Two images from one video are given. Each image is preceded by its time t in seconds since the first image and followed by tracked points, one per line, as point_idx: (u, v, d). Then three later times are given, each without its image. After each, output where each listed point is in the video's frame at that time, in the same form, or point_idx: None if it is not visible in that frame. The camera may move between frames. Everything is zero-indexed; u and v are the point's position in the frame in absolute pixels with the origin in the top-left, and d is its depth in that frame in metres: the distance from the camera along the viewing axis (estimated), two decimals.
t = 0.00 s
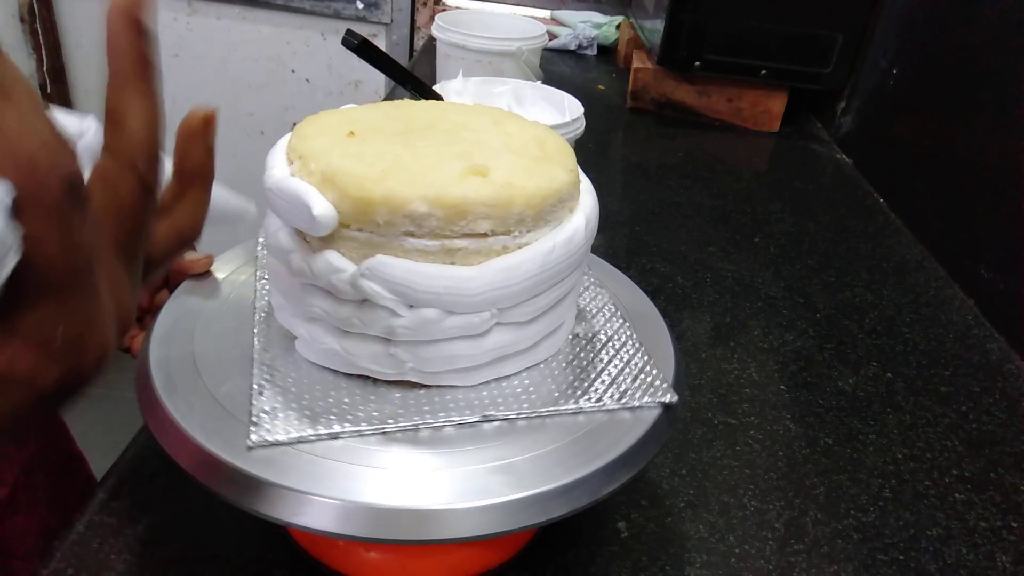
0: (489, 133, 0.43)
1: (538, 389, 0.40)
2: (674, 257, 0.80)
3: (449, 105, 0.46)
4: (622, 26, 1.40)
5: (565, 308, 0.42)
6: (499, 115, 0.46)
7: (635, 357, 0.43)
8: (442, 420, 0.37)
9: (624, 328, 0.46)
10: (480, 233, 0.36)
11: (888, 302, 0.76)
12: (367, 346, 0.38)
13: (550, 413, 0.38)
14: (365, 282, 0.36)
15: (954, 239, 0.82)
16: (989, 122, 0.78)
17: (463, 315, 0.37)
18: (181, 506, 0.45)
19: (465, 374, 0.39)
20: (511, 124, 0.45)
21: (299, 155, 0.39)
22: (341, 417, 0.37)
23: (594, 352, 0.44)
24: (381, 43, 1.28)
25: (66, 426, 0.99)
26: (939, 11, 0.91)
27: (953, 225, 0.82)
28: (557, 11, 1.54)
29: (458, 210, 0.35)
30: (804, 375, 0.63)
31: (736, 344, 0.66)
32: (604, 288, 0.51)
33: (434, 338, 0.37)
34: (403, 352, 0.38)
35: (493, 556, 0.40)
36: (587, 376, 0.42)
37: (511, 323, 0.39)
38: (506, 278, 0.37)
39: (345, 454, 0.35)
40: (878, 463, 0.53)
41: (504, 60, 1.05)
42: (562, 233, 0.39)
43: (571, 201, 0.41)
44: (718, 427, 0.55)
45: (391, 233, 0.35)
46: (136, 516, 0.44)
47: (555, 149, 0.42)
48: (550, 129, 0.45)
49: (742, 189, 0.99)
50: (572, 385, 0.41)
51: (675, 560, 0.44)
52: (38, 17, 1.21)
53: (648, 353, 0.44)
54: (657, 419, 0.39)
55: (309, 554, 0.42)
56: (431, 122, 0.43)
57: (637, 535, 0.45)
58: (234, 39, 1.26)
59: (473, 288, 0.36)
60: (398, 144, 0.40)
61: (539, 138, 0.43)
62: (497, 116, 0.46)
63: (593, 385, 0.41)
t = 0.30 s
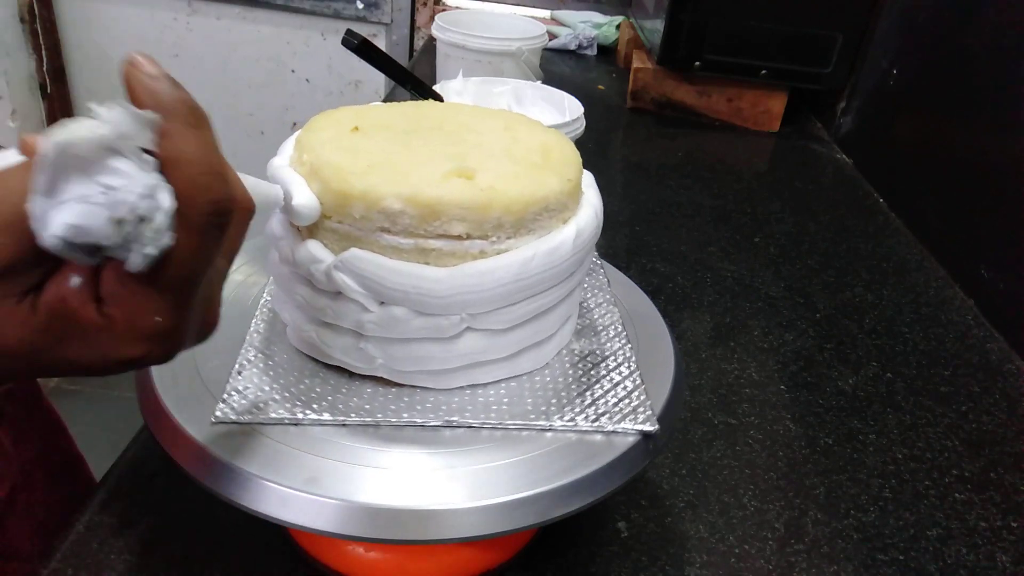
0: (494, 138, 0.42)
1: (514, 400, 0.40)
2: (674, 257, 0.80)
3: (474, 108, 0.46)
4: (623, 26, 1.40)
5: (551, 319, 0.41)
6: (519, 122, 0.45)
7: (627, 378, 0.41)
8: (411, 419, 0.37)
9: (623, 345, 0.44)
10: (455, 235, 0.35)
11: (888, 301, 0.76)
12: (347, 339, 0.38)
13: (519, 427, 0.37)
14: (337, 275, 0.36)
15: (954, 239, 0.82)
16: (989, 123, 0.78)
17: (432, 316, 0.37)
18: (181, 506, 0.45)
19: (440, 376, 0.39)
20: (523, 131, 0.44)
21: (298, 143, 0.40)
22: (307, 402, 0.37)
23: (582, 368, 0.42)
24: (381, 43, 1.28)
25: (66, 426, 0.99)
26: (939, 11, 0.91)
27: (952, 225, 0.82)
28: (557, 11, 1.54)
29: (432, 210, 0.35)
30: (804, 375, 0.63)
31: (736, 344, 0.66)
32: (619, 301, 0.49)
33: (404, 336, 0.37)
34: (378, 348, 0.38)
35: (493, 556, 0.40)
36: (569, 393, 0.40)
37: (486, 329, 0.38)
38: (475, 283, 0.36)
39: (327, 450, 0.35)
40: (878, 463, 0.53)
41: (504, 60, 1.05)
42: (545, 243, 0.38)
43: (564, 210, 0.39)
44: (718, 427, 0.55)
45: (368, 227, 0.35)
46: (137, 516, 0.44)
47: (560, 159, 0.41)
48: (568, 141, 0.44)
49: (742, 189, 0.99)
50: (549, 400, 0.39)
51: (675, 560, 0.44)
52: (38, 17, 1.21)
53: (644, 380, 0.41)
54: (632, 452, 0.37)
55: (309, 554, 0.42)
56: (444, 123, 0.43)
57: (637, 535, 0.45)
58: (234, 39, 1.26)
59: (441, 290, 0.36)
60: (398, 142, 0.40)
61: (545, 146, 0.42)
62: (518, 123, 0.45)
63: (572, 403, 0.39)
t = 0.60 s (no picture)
0: (496, 144, 0.41)
1: (474, 412, 0.38)
2: (674, 256, 0.80)
3: (501, 114, 0.45)
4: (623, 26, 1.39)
5: (522, 332, 0.39)
6: (538, 130, 0.43)
7: (600, 410, 0.38)
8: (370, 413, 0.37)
9: (610, 371, 0.42)
10: (414, 233, 0.35)
11: (890, 301, 0.75)
12: (322, 331, 0.38)
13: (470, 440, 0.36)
14: (308, 263, 0.36)
15: (955, 239, 0.81)
16: (991, 122, 0.77)
17: (389, 315, 0.36)
18: (178, 507, 0.44)
19: (405, 375, 0.39)
20: (532, 141, 0.42)
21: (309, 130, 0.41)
22: (271, 381, 0.38)
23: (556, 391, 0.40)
24: (380, 43, 1.28)
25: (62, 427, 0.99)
26: (941, 10, 0.90)
27: (954, 225, 0.82)
28: (557, 10, 1.54)
29: (395, 207, 0.34)
30: (806, 376, 0.62)
31: (738, 344, 0.66)
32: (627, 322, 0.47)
33: (361, 330, 0.37)
34: (347, 341, 0.38)
35: (493, 558, 0.40)
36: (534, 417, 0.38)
37: (447, 335, 0.37)
38: (428, 286, 0.35)
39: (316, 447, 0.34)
40: (881, 464, 0.53)
41: (504, 59, 1.05)
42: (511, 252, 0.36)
43: (543, 222, 0.37)
44: (719, 427, 0.55)
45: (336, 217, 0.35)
46: (133, 516, 0.43)
47: (556, 172, 0.39)
48: (584, 157, 0.41)
49: (743, 188, 0.98)
50: (510, 419, 0.38)
51: (676, 561, 0.43)
52: (36, 16, 1.21)
53: (618, 419, 0.38)
54: (575, 489, 0.34)
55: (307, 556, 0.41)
56: (459, 125, 0.43)
57: (637, 537, 0.45)
58: (233, 38, 1.26)
59: (394, 290, 0.35)
60: (399, 140, 0.39)
61: (545, 159, 0.40)
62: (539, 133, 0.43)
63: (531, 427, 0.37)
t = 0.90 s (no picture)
0: (491, 158, 0.40)
1: (421, 417, 0.38)
2: (674, 257, 0.80)
3: (536, 133, 0.45)
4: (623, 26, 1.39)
5: (473, 344, 0.38)
6: (551, 148, 0.43)
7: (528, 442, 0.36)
8: (345, 406, 0.38)
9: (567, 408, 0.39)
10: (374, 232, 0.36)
11: (888, 301, 0.76)
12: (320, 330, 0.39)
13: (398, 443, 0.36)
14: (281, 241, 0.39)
15: (954, 239, 0.82)
16: (988, 123, 0.78)
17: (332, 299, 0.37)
18: (181, 506, 0.45)
19: (388, 372, 0.39)
20: (527, 163, 0.41)
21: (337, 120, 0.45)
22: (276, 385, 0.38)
23: (504, 414, 0.39)
24: (381, 43, 1.28)
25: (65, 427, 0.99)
26: (939, 11, 0.91)
27: (952, 226, 0.82)
28: (557, 10, 1.54)
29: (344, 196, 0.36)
30: (805, 375, 0.63)
31: (737, 344, 0.66)
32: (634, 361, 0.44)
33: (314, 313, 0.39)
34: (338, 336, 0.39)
35: (493, 555, 0.40)
36: (465, 434, 0.37)
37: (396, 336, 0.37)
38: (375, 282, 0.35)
39: (323, 449, 0.36)
40: (878, 463, 0.53)
41: (504, 60, 1.05)
42: (448, 264, 0.35)
43: (491, 239, 0.36)
44: (718, 427, 0.55)
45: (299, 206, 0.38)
46: (138, 515, 0.44)
47: (524, 197, 0.37)
48: (580, 187, 0.40)
49: (743, 189, 0.99)
50: (464, 427, 0.38)
51: (675, 560, 0.44)
52: (38, 17, 1.21)
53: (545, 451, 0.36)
54: (500, 509, 0.33)
55: (310, 554, 0.42)
56: (481, 136, 0.43)
57: (637, 535, 0.45)
58: (234, 39, 1.26)
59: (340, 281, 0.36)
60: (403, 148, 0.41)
61: (525, 182, 0.38)
62: (554, 157, 0.42)
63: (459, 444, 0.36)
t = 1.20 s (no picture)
0: (479, 164, 0.40)
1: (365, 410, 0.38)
2: (673, 257, 0.80)
3: (556, 153, 0.43)
4: (623, 26, 1.39)
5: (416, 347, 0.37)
6: (557, 161, 0.42)
7: (437, 448, 0.35)
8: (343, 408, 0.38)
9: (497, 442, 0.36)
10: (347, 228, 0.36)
11: (888, 301, 0.76)
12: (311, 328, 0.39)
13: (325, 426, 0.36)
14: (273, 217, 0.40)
15: (954, 239, 0.82)
16: (988, 123, 0.78)
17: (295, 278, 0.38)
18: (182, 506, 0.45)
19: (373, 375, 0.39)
20: (509, 176, 0.39)
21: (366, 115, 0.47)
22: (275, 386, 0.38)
23: (475, 421, 0.38)
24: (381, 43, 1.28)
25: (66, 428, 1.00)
26: (939, 11, 0.91)
27: (952, 226, 0.82)
28: (557, 11, 1.54)
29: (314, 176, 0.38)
30: (804, 375, 0.63)
31: (736, 344, 0.66)
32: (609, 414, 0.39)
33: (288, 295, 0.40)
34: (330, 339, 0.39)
35: (493, 556, 0.40)
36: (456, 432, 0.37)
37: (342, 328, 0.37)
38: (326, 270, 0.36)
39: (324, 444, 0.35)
40: (878, 463, 0.53)
41: (504, 60, 1.05)
42: (376, 257, 0.35)
43: (431, 244, 0.35)
44: (718, 427, 0.55)
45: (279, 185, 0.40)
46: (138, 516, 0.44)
47: (473, 207, 0.36)
48: (553, 207, 0.37)
49: (742, 189, 0.99)
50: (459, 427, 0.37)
51: (675, 559, 0.44)
52: (38, 17, 1.21)
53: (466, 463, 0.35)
54: (499, 510, 0.33)
55: (310, 554, 0.42)
56: (492, 147, 0.42)
57: (636, 535, 0.45)
58: (235, 39, 1.26)
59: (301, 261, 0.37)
60: (405, 149, 0.41)
61: (488, 194, 0.37)
62: (552, 173, 0.41)
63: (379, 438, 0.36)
